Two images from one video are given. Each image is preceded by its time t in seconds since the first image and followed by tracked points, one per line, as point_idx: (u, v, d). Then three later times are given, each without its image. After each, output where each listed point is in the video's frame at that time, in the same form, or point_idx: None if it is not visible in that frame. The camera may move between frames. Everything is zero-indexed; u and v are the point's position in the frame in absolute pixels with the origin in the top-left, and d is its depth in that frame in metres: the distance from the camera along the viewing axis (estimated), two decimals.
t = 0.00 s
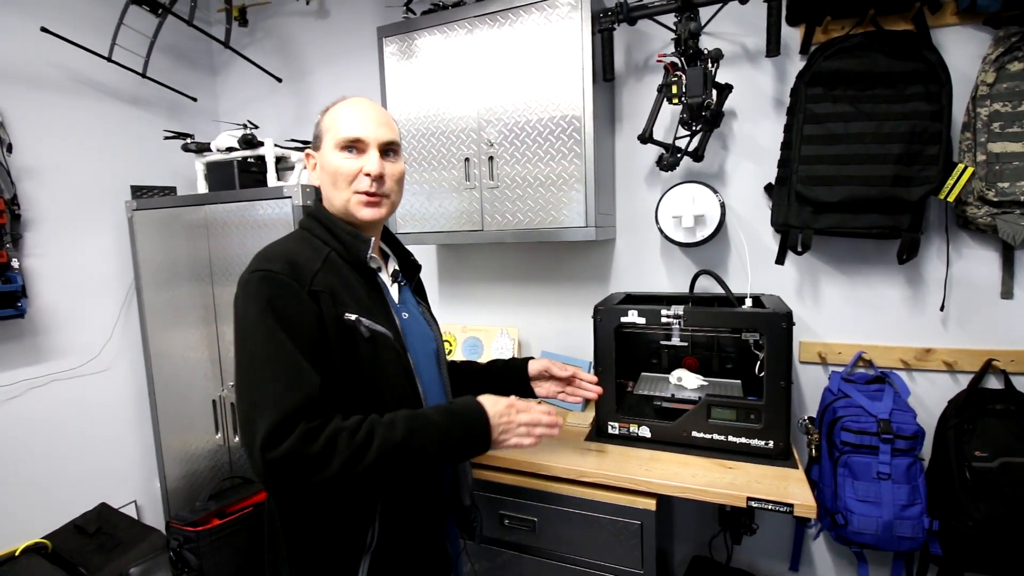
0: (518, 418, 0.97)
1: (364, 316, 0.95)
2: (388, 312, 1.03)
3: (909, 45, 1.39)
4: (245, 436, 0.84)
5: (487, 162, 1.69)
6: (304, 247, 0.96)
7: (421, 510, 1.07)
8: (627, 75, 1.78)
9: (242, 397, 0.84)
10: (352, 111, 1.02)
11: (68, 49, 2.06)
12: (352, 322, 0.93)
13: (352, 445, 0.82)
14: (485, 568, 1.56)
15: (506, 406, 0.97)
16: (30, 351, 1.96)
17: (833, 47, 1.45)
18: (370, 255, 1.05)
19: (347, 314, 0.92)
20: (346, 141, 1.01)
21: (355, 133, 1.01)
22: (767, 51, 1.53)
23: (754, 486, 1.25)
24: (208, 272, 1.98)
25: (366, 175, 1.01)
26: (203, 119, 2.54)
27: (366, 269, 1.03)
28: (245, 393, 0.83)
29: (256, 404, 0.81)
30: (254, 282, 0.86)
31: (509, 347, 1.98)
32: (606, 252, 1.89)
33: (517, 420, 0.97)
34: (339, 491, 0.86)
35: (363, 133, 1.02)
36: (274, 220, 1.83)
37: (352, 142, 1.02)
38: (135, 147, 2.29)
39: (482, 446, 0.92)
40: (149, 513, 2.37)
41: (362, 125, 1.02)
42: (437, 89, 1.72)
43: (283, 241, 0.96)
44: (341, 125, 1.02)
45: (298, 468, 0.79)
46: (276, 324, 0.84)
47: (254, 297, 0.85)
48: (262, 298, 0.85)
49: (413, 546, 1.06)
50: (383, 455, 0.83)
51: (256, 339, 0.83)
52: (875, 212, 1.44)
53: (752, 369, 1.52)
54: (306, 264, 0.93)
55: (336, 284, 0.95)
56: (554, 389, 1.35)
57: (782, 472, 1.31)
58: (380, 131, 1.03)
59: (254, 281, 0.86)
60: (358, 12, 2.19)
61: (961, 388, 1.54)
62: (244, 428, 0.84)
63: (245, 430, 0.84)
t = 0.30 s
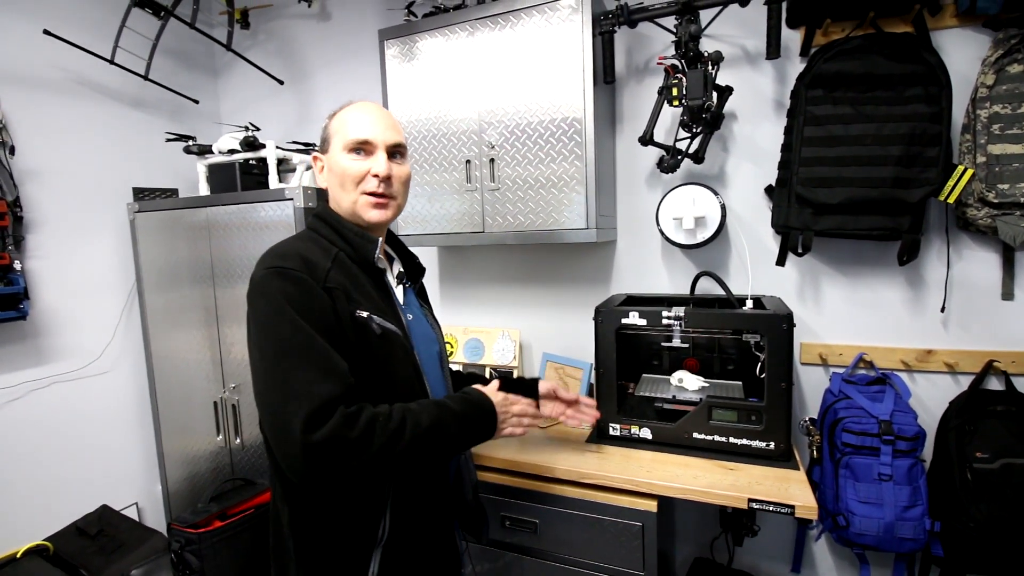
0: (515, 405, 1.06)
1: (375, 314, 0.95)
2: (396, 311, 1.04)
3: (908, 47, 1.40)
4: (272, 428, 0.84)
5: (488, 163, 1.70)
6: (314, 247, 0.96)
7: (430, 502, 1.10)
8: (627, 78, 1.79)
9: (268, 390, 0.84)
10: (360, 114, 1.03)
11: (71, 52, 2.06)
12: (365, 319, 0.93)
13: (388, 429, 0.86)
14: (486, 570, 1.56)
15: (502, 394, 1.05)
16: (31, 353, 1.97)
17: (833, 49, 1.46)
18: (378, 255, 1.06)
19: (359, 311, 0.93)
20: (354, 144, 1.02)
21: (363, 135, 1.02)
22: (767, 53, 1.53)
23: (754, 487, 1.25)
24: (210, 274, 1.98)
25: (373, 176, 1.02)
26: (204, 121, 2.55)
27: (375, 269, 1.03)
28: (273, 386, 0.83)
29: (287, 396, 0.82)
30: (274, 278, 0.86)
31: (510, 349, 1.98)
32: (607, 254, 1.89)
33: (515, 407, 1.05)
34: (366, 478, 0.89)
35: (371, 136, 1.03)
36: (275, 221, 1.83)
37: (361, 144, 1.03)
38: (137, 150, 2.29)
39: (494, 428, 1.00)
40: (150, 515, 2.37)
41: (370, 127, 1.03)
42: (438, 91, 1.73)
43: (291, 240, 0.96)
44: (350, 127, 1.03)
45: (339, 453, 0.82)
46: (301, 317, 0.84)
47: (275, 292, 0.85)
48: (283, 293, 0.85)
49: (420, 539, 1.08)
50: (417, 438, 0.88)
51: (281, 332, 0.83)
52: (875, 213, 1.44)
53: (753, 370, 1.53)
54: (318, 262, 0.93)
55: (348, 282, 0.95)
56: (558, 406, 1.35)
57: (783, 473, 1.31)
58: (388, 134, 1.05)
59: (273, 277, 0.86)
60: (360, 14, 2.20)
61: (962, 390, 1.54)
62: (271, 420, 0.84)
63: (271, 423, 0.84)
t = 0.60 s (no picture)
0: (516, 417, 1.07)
1: (378, 311, 0.96)
2: (398, 309, 1.04)
3: (909, 46, 1.39)
4: (274, 421, 0.83)
5: (488, 163, 1.70)
6: (318, 244, 0.96)
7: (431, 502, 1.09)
8: (627, 77, 1.79)
9: (271, 382, 0.83)
10: (365, 116, 1.04)
11: (71, 51, 2.07)
12: (368, 316, 0.94)
13: (392, 427, 0.85)
14: (486, 569, 1.56)
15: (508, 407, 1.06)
16: (33, 352, 1.97)
17: (834, 47, 1.45)
18: (382, 254, 1.06)
19: (363, 308, 0.94)
20: (360, 145, 1.02)
21: (369, 136, 1.02)
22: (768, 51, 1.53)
23: (754, 486, 1.25)
24: (211, 273, 1.99)
25: (378, 177, 1.02)
26: (205, 121, 2.55)
27: (378, 268, 1.04)
28: (276, 378, 0.82)
29: (289, 388, 0.82)
30: (279, 272, 0.86)
31: (510, 349, 1.98)
32: (607, 254, 1.89)
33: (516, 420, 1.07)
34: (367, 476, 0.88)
35: (377, 137, 1.03)
36: (276, 221, 1.83)
37: (366, 145, 1.03)
38: (138, 150, 2.30)
39: (496, 435, 1.00)
40: (151, 513, 2.38)
41: (376, 129, 1.03)
42: (439, 91, 1.73)
43: (295, 237, 0.97)
44: (355, 129, 1.03)
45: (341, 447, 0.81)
46: (304, 310, 0.85)
47: (279, 285, 0.85)
48: (288, 287, 0.85)
49: (418, 539, 1.07)
50: (421, 437, 0.88)
51: (286, 325, 0.83)
52: (876, 213, 1.44)
53: (753, 370, 1.52)
54: (323, 258, 0.93)
55: (352, 279, 0.96)
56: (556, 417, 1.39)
57: (783, 473, 1.31)
58: (393, 135, 1.05)
59: (278, 272, 0.86)
60: (360, 14, 2.20)
61: (963, 390, 1.54)
62: (273, 413, 0.83)
63: (273, 415, 0.84)
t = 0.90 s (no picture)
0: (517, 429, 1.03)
1: (375, 308, 0.96)
2: (397, 305, 1.04)
3: (913, 37, 1.38)
4: (261, 419, 0.85)
5: (487, 156, 1.69)
6: (316, 239, 0.96)
7: (428, 501, 1.09)
8: (628, 69, 1.77)
9: (260, 381, 0.84)
10: (371, 109, 1.01)
11: (68, 44, 2.05)
12: (364, 312, 0.94)
13: (375, 434, 0.84)
14: (485, 562, 1.57)
15: (509, 417, 1.02)
16: (34, 347, 1.98)
17: (836, 39, 1.44)
18: (382, 248, 1.06)
19: (360, 305, 0.94)
20: (371, 140, 1.00)
21: (379, 130, 1.00)
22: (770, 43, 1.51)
23: (752, 480, 1.25)
24: (210, 268, 1.99)
25: (392, 172, 1.01)
26: (204, 115, 2.54)
27: (378, 263, 1.04)
28: (264, 377, 0.83)
29: (275, 388, 0.82)
30: (272, 269, 0.86)
31: (510, 342, 1.97)
32: (607, 247, 1.88)
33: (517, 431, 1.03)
34: (355, 479, 0.88)
35: (387, 131, 1.01)
36: (275, 215, 1.82)
37: (377, 139, 1.01)
38: (136, 143, 2.29)
39: (489, 447, 0.97)
40: (153, 506, 2.39)
41: (385, 122, 1.01)
42: (438, 83, 1.71)
43: (295, 232, 0.97)
44: (363, 122, 1.00)
45: (322, 452, 0.81)
46: (294, 309, 0.85)
47: (271, 283, 0.86)
48: (281, 285, 0.86)
49: (416, 542, 1.08)
50: (405, 446, 0.86)
51: (274, 323, 0.83)
52: (877, 206, 1.43)
53: (752, 364, 1.52)
54: (320, 255, 0.93)
55: (350, 276, 0.96)
56: (550, 422, 1.31)
57: (782, 466, 1.31)
58: (401, 128, 1.04)
59: (272, 268, 0.87)
60: (358, 5, 2.18)
61: (963, 384, 1.53)
62: (261, 411, 0.85)
63: (261, 413, 0.85)
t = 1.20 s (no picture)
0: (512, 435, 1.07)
1: (369, 314, 0.95)
2: (391, 309, 1.04)
3: (909, 45, 1.38)
4: (261, 432, 0.85)
5: (485, 161, 1.69)
6: (309, 244, 0.96)
7: (425, 505, 1.09)
8: (626, 75, 1.78)
9: (258, 393, 0.84)
10: (365, 108, 1.03)
11: (74, 47, 2.08)
12: (358, 319, 0.93)
13: (376, 442, 0.85)
14: (477, 568, 1.55)
15: (507, 424, 1.06)
16: (33, 345, 1.99)
17: (833, 47, 1.44)
18: (375, 253, 1.06)
19: (353, 312, 0.93)
20: (368, 138, 1.01)
21: (375, 128, 1.02)
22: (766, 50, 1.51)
23: (746, 489, 1.23)
24: (209, 269, 2.00)
25: (390, 170, 1.03)
26: (207, 118, 2.57)
27: (371, 268, 1.03)
28: (262, 390, 0.83)
29: (274, 401, 0.82)
30: (265, 279, 0.86)
31: (506, 347, 1.97)
32: (604, 253, 1.88)
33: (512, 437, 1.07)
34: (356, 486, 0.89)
35: (383, 129, 1.03)
36: (274, 218, 1.84)
37: (373, 137, 1.02)
38: (139, 145, 2.31)
39: (485, 447, 0.99)
40: (148, 507, 2.39)
41: (380, 120, 1.03)
42: (436, 88, 1.73)
43: (287, 238, 0.96)
44: (358, 121, 1.01)
45: (325, 463, 0.82)
46: (289, 320, 0.85)
47: (265, 293, 0.85)
48: (276, 295, 0.85)
49: (415, 547, 1.08)
50: (408, 452, 0.88)
51: (270, 335, 0.83)
52: (874, 214, 1.43)
53: (749, 372, 1.51)
54: (313, 261, 0.93)
55: (343, 282, 0.95)
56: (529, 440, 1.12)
57: (777, 476, 1.30)
58: (395, 126, 1.06)
59: (265, 278, 0.86)
60: (361, 11, 2.21)
61: (962, 394, 1.52)
62: (260, 423, 0.85)
63: (260, 426, 0.85)
